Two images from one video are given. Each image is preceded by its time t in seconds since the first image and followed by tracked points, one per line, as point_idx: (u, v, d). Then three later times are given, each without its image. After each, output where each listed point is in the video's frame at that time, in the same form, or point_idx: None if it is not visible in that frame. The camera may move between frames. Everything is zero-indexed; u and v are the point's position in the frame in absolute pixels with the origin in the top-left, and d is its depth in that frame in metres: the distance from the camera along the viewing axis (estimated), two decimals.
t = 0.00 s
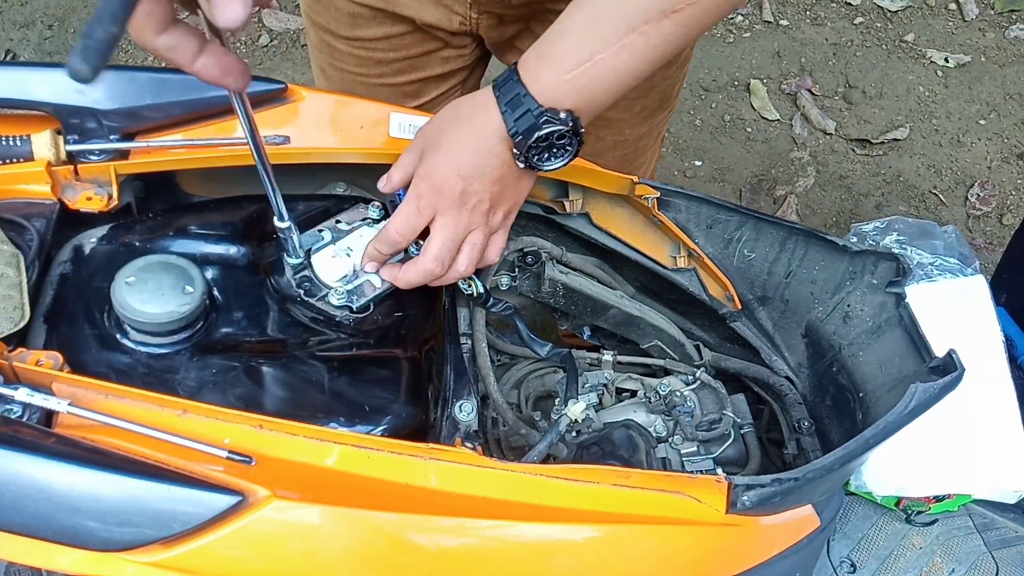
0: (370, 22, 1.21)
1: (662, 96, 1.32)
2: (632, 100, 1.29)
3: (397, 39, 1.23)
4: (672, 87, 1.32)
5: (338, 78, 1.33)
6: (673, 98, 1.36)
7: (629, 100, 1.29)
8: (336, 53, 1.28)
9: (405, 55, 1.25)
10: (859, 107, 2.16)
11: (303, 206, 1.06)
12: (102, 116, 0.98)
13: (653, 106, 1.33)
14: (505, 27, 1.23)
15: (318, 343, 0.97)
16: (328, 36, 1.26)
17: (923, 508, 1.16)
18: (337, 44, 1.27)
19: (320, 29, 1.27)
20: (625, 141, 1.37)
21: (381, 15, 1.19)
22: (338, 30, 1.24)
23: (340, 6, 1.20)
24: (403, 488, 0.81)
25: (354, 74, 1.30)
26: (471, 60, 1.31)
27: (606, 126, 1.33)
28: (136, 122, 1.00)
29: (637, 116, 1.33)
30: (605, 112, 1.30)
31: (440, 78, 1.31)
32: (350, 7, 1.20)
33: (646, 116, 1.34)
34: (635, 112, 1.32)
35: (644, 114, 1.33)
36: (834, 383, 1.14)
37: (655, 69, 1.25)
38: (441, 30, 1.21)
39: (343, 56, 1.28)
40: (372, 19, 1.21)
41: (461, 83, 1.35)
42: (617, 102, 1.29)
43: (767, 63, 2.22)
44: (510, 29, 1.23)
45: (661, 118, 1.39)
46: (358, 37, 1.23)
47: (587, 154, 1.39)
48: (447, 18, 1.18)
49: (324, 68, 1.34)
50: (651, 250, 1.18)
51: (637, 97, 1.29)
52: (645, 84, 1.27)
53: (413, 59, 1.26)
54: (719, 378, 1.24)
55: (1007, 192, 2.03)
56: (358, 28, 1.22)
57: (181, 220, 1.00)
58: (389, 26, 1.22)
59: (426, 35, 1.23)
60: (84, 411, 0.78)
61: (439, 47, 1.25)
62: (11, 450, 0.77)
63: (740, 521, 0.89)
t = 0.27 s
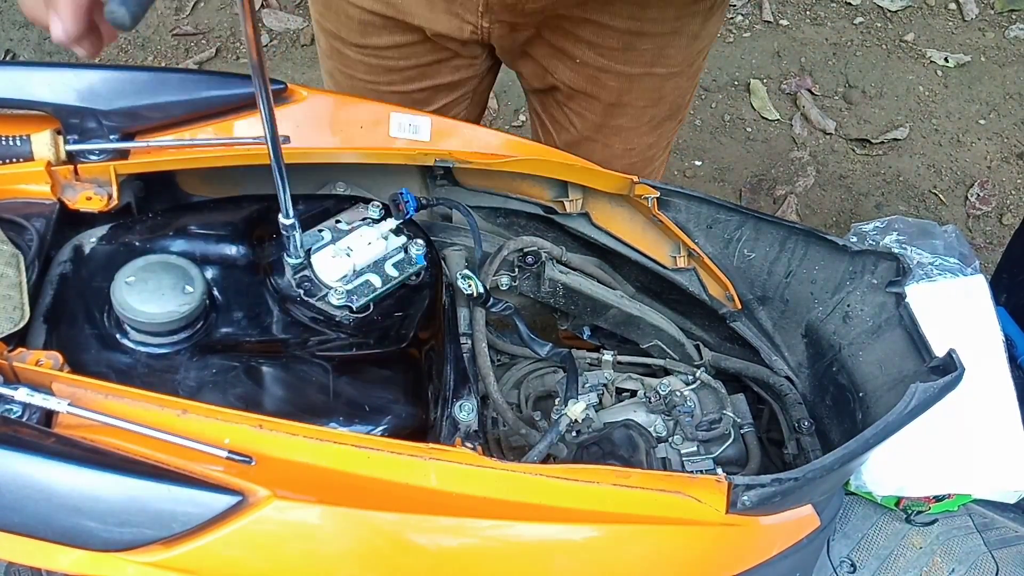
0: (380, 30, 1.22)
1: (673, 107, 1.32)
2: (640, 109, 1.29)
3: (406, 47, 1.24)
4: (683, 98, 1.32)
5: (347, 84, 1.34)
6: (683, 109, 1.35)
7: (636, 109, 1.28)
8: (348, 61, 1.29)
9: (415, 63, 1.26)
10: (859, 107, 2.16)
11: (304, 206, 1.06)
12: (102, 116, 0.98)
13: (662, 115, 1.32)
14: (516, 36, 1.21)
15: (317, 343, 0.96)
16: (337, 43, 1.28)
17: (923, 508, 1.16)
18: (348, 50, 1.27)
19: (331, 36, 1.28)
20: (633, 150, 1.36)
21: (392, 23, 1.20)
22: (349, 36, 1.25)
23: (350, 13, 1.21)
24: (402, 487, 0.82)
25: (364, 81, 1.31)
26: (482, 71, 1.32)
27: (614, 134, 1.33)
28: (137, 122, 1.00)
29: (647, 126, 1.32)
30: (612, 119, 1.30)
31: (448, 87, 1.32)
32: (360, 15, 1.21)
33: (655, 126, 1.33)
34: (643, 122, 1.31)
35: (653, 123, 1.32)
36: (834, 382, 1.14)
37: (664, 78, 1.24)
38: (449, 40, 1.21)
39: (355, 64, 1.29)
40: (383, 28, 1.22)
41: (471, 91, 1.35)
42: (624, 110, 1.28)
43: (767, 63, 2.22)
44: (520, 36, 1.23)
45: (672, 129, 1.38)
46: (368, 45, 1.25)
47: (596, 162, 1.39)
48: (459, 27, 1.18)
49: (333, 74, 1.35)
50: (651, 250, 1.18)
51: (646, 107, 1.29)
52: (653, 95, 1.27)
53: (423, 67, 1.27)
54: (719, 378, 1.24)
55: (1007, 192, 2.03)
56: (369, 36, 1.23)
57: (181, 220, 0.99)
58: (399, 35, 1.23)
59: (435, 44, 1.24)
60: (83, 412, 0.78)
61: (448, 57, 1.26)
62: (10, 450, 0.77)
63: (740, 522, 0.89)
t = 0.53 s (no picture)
0: (390, 38, 1.21)
1: (683, 107, 1.32)
2: (654, 109, 1.28)
3: (416, 54, 1.23)
4: (694, 98, 1.31)
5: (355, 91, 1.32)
6: (694, 109, 1.34)
7: (648, 109, 1.28)
8: (355, 69, 1.28)
9: (424, 71, 1.25)
10: (860, 107, 2.15)
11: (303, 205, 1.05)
12: (101, 115, 0.98)
13: (674, 116, 1.32)
14: (529, 37, 1.22)
15: (316, 343, 0.95)
16: (343, 50, 1.26)
17: (925, 509, 1.15)
18: (355, 58, 1.26)
19: (338, 43, 1.26)
20: (644, 150, 1.36)
21: (402, 31, 1.19)
22: (356, 44, 1.23)
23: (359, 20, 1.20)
24: (402, 488, 0.81)
25: (371, 88, 1.29)
26: (491, 76, 1.31)
27: (625, 134, 1.32)
28: (135, 122, 0.99)
29: (658, 125, 1.32)
30: (623, 119, 1.30)
31: (457, 94, 1.31)
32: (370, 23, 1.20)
33: (667, 128, 1.33)
34: (654, 122, 1.31)
35: (664, 124, 1.32)
36: (836, 383, 1.13)
37: (678, 78, 1.24)
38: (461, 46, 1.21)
39: (363, 72, 1.27)
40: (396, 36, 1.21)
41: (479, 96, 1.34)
42: (636, 110, 1.28)
43: (768, 62, 2.21)
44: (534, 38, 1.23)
45: (683, 130, 1.38)
46: (377, 52, 1.23)
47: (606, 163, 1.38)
48: (470, 34, 1.19)
49: (339, 80, 1.33)
50: (652, 250, 1.17)
51: (658, 107, 1.28)
52: (666, 94, 1.27)
53: (433, 74, 1.26)
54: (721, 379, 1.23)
55: (1009, 191, 2.02)
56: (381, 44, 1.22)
57: (180, 219, 0.99)
58: (408, 43, 1.22)
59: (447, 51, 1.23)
60: (82, 412, 0.77)
61: (459, 64, 1.25)
62: (8, 450, 0.76)
63: (742, 523, 0.89)
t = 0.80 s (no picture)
0: (408, 49, 1.21)
1: (699, 115, 1.33)
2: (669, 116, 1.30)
3: (434, 65, 1.23)
4: (710, 107, 1.33)
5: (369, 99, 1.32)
6: (709, 118, 1.36)
7: (664, 116, 1.30)
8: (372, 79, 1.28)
9: (441, 82, 1.26)
10: (859, 107, 2.16)
11: (304, 205, 1.06)
12: (102, 115, 0.99)
13: (688, 123, 1.33)
14: (550, 46, 1.22)
15: (317, 342, 0.95)
16: (359, 58, 1.26)
17: (923, 508, 1.16)
18: (371, 67, 1.26)
19: (355, 51, 1.26)
20: (658, 157, 1.37)
21: (421, 43, 1.19)
22: (373, 53, 1.23)
23: (378, 29, 1.19)
24: (402, 487, 0.81)
25: (385, 95, 1.29)
26: (504, 86, 1.31)
27: (640, 141, 1.34)
28: (136, 122, 1.00)
29: (672, 132, 1.33)
30: (639, 126, 1.31)
31: (470, 103, 1.31)
32: (388, 32, 1.19)
33: (681, 134, 1.35)
34: (669, 129, 1.32)
35: (679, 131, 1.34)
36: (834, 382, 1.14)
37: (695, 86, 1.26)
38: (479, 58, 1.21)
39: (378, 82, 1.27)
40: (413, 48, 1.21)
41: (492, 104, 1.34)
42: (652, 117, 1.30)
43: (768, 63, 2.21)
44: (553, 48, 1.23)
45: (696, 137, 1.39)
46: (394, 62, 1.23)
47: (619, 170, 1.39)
48: (489, 45, 1.18)
49: (352, 86, 1.33)
50: (651, 250, 1.18)
51: (674, 114, 1.30)
52: (683, 101, 1.28)
53: (449, 85, 1.27)
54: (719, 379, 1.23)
55: (1008, 191, 2.03)
56: (398, 56, 1.22)
57: (181, 219, 0.99)
58: (426, 54, 1.22)
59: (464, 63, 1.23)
60: (83, 412, 0.78)
61: (475, 75, 1.26)
62: (10, 450, 0.76)
63: (740, 522, 0.89)
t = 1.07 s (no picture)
0: (416, 44, 1.21)
1: (704, 115, 1.33)
2: (673, 114, 1.30)
3: (442, 60, 1.23)
4: (716, 106, 1.33)
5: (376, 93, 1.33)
6: (716, 118, 1.36)
7: (669, 114, 1.30)
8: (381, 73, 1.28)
9: (447, 79, 1.26)
10: (859, 107, 2.16)
11: (303, 206, 1.06)
12: (102, 115, 0.99)
13: (693, 123, 1.33)
14: (556, 41, 1.22)
15: (317, 342, 0.95)
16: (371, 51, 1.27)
17: (923, 508, 1.16)
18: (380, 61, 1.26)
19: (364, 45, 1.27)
20: (662, 155, 1.37)
21: (431, 39, 1.20)
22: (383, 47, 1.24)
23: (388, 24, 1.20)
24: (403, 487, 0.81)
25: (392, 91, 1.29)
26: (512, 83, 1.32)
27: (643, 139, 1.34)
28: (136, 122, 1.00)
29: (677, 131, 1.33)
30: (643, 125, 1.31)
31: (477, 100, 1.31)
32: (398, 26, 1.20)
33: (685, 134, 1.34)
34: (674, 128, 1.32)
35: (685, 130, 1.34)
36: (834, 382, 1.14)
37: (701, 85, 1.26)
38: (487, 53, 1.21)
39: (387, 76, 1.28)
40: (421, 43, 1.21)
41: (499, 101, 1.35)
42: (656, 115, 1.29)
43: (768, 63, 2.21)
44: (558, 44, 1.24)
45: (700, 138, 1.39)
46: (402, 57, 1.24)
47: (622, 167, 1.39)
48: (497, 40, 1.19)
49: (363, 80, 1.34)
50: (651, 250, 1.18)
51: (679, 113, 1.30)
52: (688, 100, 1.28)
53: (456, 82, 1.27)
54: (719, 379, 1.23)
55: (1008, 192, 2.03)
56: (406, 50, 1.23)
57: (181, 219, 0.99)
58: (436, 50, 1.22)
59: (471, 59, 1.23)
60: (83, 411, 0.78)
61: (483, 72, 1.26)
62: (10, 450, 0.77)
63: (740, 522, 0.89)
